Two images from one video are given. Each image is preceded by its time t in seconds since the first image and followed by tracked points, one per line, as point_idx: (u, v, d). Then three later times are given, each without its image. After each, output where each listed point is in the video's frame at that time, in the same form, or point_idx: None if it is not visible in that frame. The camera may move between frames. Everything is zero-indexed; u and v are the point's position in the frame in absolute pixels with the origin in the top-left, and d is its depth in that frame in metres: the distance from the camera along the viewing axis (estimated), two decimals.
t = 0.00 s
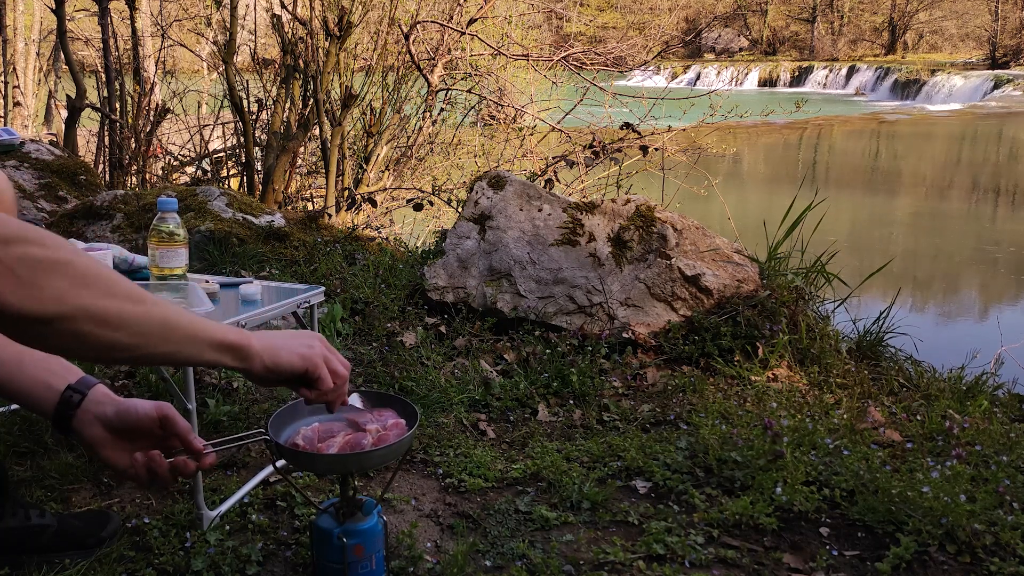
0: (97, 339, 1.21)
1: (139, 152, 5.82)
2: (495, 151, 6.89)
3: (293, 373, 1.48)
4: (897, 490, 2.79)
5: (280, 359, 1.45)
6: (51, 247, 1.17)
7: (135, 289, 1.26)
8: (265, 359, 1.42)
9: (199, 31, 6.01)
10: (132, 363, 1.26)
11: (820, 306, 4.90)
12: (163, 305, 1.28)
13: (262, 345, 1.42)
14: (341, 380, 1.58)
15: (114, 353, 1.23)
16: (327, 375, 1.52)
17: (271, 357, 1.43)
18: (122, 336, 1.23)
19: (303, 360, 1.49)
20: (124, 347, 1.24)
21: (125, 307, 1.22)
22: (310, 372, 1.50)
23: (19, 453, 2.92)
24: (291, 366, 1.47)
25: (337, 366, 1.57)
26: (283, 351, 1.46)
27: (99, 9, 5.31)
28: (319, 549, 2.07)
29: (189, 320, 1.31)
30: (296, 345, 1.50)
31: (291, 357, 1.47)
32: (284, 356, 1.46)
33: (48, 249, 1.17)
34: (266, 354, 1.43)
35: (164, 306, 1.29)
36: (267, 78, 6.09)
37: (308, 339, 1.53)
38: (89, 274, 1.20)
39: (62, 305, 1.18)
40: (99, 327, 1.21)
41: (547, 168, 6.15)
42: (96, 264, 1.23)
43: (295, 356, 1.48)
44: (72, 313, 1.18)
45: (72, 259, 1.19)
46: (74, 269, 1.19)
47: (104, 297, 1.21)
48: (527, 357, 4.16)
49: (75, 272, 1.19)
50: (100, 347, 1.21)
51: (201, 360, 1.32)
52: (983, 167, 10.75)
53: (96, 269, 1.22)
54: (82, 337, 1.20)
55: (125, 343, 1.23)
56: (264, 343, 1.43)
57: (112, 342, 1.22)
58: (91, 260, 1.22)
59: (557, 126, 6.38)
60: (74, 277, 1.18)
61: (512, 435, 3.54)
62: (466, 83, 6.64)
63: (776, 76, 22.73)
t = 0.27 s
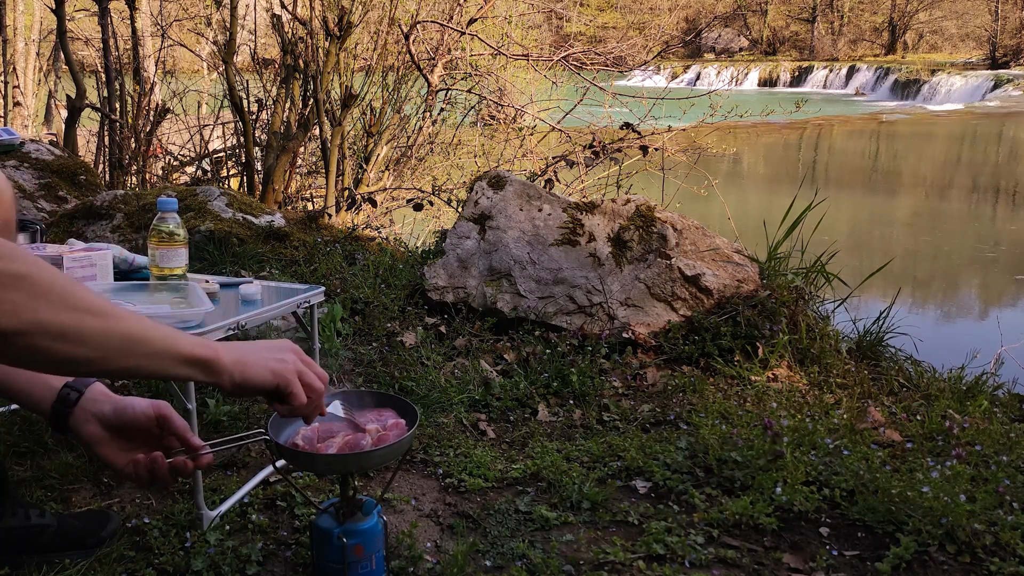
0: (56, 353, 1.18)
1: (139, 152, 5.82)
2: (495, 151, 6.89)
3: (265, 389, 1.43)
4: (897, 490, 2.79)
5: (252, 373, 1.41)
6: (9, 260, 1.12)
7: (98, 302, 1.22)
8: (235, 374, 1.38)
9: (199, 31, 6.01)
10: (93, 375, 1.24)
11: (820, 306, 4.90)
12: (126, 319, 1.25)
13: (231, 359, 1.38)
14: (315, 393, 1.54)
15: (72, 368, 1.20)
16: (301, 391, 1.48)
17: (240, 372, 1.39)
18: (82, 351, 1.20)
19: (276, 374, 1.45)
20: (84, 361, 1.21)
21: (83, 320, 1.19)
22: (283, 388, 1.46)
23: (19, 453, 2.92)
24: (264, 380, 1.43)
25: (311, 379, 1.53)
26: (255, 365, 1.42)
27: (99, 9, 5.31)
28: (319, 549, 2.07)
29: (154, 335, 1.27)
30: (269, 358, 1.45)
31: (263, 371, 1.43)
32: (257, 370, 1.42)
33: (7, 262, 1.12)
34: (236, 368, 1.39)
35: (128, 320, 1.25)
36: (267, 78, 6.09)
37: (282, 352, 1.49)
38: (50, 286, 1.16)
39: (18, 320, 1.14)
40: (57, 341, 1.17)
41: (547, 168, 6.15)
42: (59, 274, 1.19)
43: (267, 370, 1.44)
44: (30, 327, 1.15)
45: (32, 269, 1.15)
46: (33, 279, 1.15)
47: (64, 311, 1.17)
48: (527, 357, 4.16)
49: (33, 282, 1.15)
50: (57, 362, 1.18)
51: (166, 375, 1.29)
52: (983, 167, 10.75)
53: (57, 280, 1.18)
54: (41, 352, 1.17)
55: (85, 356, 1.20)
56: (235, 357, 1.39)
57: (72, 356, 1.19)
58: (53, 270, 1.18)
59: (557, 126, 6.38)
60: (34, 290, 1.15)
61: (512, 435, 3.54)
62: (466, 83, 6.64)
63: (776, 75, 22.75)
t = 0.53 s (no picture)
0: (36, 358, 1.22)
1: (138, 152, 5.82)
2: (495, 151, 6.89)
3: (250, 393, 1.45)
4: (897, 490, 2.79)
5: (236, 377, 1.43)
6: None
7: (80, 307, 1.25)
8: (219, 378, 1.40)
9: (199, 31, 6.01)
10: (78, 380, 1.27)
11: (820, 306, 4.90)
12: (109, 323, 1.28)
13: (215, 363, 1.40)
14: (301, 397, 1.56)
15: (53, 373, 1.24)
16: (285, 395, 1.50)
17: (224, 376, 1.41)
18: (63, 355, 1.23)
19: (262, 378, 1.46)
20: (66, 365, 1.24)
21: (65, 326, 1.23)
22: (268, 392, 1.48)
23: (19, 453, 2.92)
24: (248, 385, 1.44)
25: (296, 383, 1.54)
26: (240, 369, 1.44)
27: (99, 9, 5.30)
28: (319, 548, 2.07)
29: (135, 340, 1.30)
30: (255, 363, 1.47)
31: (248, 375, 1.45)
32: (241, 374, 1.44)
33: None
34: (221, 373, 1.41)
35: (110, 325, 1.28)
36: (267, 78, 6.09)
37: (268, 357, 1.51)
38: (31, 291, 1.20)
39: None
40: (38, 346, 1.21)
41: (547, 168, 6.15)
42: (42, 280, 1.23)
43: (252, 374, 1.46)
44: (11, 331, 1.19)
45: (13, 276, 1.19)
46: (15, 285, 1.19)
47: (45, 316, 1.21)
48: (527, 357, 4.16)
49: (15, 288, 1.19)
50: (39, 366, 1.22)
51: (149, 378, 1.32)
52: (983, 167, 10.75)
53: (40, 285, 1.22)
54: (24, 356, 1.21)
55: (67, 361, 1.24)
56: (219, 361, 1.41)
57: (54, 360, 1.23)
58: (37, 276, 1.22)
59: (557, 126, 6.38)
60: (15, 296, 1.19)
61: (512, 435, 3.54)
62: (466, 83, 6.64)
63: (776, 75, 22.75)
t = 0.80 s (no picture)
0: (22, 362, 1.22)
1: (139, 152, 5.82)
2: (495, 150, 6.88)
3: (234, 397, 1.47)
4: (897, 490, 2.79)
5: (220, 381, 1.45)
6: None
7: (66, 312, 1.26)
8: (205, 382, 1.42)
9: (199, 31, 6.01)
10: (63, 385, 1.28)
11: (820, 306, 4.90)
12: (94, 329, 1.29)
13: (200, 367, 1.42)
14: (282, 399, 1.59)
15: (38, 378, 1.24)
16: (270, 397, 1.53)
17: (210, 381, 1.43)
18: (48, 360, 1.24)
19: (246, 381, 1.49)
20: (53, 370, 1.24)
21: (51, 330, 1.23)
22: (253, 394, 1.50)
23: (19, 453, 2.92)
24: (233, 388, 1.47)
25: (278, 386, 1.58)
26: (225, 372, 1.46)
27: (99, 9, 5.30)
28: (319, 548, 2.07)
29: (121, 344, 1.31)
30: (238, 366, 1.50)
31: (233, 379, 1.47)
32: (226, 377, 1.46)
33: None
34: (207, 378, 1.42)
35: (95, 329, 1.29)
36: (267, 78, 6.09)
37: (251, 361, 1.53)
38: (17, 296, 1.20)
39: None
40: (24, 351, 1.21)
41: (548, 168, 6.15)
42: (27, 284, 1.23)
43: (237, 377, 1.48)
44: None
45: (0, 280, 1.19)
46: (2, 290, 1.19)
47: (31, 320, 1.22)
48: (527, 356, 4.15)
49: (0, 293, 1.19)
50: (26, 371, 1.22)
51: (134, 383, 1.33)
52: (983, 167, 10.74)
53: (26, 290, 1.22)
54: (10, 362, 1.22)
55: (54, 366, 1.25)
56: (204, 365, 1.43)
57: (41, 366, 1.23)
58: (23, 280, 1.23)
59: (558, 126, 6.38)
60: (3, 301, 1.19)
61: (512, 435, 3.54)
62: (466, 83, 6.64)
63: (776, 75, 22.77)
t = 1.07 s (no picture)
0: (20, 351, 1.24)
1: (139, 152, 5.82)
2: (495, 150, 6.88)
3: (231, 374, 1.47)
4: (897, 490, 2.79)
5: (217, 360, 1.45)
6: None
7: (59, 300, 1.27)
8: (201, 362, 1.42)
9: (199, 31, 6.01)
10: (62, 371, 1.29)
11: (821, 306, 4.90)
12: (89, 315, 1.29)
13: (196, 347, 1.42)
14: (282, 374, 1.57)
15: (37, 366, 1.26)
16: (267, 373, 1.51)
17: (206, 361, 1.43)
18: (45, 349, 1.25)
19: (243, 359, 1.48)
20: (50, 358, 1.26)
21: (46, 318, 1.25)
22: (250, 371, 1.49)
23: (19, 453, 2.92)
24: (230, 367, 1.46)
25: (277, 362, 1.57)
26: (221, 351, 1.46)
27: (99, 9, 5.30)
28: (319, 548, 2.07)
29: (115, 328, 1.32)
30: (235, 344, 1.49)
31: (229, 358, 1.46)
32: (222, 356, 1.46)
33: None
34: (203, 358, 1.42)
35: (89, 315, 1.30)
36: (267, 78, 6.09)
37: (248, 337, 1.52)
38: (10, 286, 1.22)
39: None
40: (20, 339, 1.23)
41: (547, 168, 6.15)
42: (19, 273, 1.25)
43: (233, 356, 1.47)
44: None
45: None
46: None
47: (25, 310, 1.23)
48: (527, 356, 4.15)
49: None
50: (24, 360, 1.24)
51: (130, 367, 1.33)
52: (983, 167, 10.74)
53: (19, 280, 1.23)
54: (8, 351, 1.23)
55: (50, 354, 1.26)
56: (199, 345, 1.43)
57: (38, 354, 1.25)
58: (17, 271, 1.24)
59: (558, 126, 6.38)
60: None
61: (512, 435, 3.54)
62: (466, 83, 6.64)
63: (776, 75, 22.79)
